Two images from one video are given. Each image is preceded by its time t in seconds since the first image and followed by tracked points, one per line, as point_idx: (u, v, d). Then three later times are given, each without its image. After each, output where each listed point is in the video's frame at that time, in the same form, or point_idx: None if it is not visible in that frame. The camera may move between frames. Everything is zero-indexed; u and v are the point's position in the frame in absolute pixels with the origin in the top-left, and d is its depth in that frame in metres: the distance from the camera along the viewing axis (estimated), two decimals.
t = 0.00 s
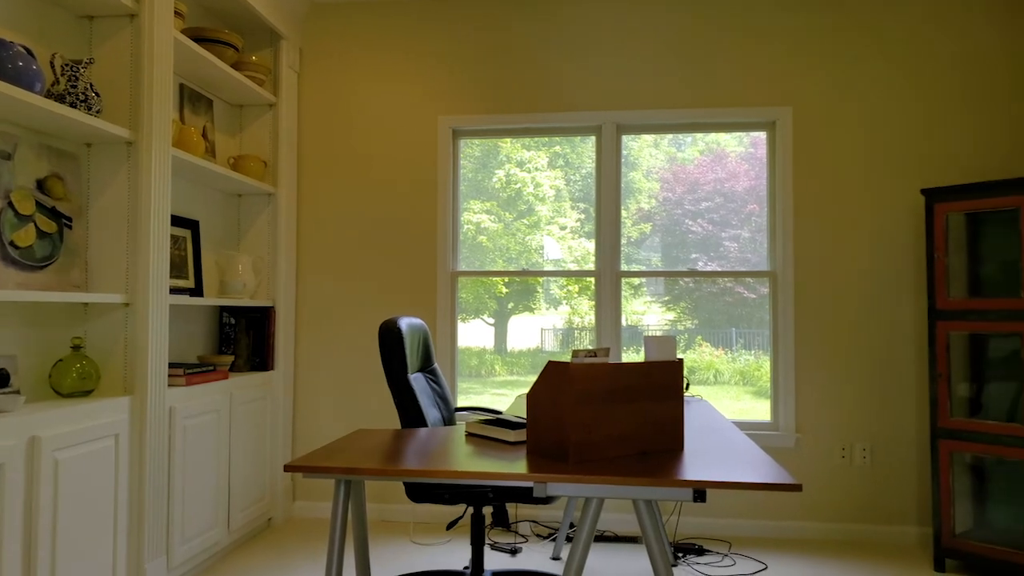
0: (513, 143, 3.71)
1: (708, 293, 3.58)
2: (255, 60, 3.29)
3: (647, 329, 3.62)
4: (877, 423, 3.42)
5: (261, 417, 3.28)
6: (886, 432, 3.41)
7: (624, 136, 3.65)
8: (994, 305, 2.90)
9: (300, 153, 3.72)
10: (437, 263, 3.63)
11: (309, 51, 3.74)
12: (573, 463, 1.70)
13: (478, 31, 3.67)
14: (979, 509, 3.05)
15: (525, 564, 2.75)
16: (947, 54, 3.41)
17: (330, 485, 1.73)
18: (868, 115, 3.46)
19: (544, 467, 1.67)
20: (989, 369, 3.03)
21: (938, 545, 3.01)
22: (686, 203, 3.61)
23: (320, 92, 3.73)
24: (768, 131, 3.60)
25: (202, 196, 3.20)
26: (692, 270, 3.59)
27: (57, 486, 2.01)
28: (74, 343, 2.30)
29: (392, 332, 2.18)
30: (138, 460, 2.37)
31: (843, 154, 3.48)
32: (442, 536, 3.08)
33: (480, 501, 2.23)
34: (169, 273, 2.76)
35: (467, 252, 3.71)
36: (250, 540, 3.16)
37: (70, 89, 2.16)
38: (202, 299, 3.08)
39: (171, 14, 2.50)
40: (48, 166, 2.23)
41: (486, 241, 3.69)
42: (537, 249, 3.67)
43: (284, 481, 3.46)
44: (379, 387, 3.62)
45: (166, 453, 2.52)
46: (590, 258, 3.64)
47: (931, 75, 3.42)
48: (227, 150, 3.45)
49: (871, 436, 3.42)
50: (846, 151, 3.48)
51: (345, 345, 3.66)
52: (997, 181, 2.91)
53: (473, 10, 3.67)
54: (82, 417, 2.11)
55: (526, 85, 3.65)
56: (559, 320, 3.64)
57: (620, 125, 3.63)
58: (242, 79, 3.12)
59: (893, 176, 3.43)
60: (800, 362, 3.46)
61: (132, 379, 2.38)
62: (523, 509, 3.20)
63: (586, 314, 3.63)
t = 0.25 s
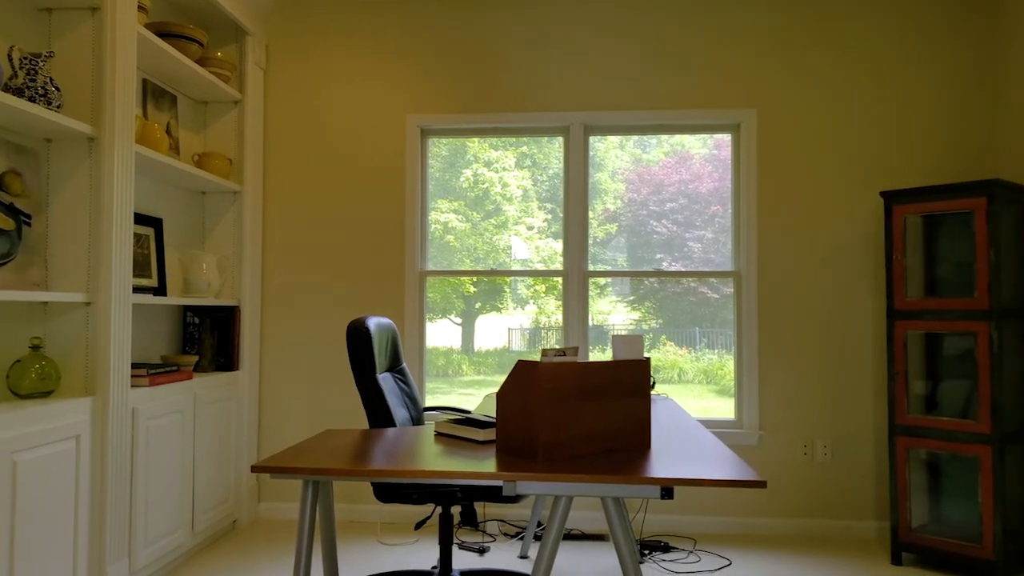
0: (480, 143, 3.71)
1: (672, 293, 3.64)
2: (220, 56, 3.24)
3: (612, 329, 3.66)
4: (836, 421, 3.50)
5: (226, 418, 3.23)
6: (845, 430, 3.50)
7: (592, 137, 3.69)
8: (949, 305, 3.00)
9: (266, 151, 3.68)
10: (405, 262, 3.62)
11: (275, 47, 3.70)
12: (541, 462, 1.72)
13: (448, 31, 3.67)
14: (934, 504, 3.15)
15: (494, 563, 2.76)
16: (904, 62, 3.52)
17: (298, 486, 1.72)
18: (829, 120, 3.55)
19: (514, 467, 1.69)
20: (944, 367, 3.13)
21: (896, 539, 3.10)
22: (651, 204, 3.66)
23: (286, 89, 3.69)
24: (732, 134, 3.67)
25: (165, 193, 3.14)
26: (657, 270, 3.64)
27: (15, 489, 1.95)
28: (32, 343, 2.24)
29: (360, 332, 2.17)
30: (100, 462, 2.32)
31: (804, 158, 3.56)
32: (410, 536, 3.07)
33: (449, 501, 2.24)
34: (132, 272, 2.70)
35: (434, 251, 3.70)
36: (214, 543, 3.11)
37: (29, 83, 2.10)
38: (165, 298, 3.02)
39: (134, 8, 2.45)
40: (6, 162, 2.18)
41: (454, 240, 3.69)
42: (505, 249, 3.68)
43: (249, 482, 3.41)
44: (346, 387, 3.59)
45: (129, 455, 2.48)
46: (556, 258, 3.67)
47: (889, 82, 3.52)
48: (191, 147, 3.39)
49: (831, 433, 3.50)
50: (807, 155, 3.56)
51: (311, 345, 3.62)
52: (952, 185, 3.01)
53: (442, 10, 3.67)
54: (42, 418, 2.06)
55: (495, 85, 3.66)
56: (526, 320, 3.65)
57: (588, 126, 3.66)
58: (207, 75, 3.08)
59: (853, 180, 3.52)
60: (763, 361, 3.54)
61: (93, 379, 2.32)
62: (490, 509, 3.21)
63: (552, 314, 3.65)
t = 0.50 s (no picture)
0: (448, 142, 3.72)
1: (637, 293, 3.69)
2: (185, 52, 3.19)
3: (579, 329, 3.69)
4: (797, 419, 3.59)
5: (191, 419, 3.18)
6: (806, 428, 3.58)
7: (560, 139, 3.72)
8: (906, 306, 3.10)
9: (232, 149, 3.63)
10: (374, 262, 3.61)
11: (242, 44, 3.65)
12: (512, 462, 1.74)
13: (417, 30, 3.66)
14: (892, 499, 3.25)
15: (462, 562, 2.77)
16: (862, 69, 3.62)
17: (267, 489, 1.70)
18: (791, 125, 3.63)
19: (484, 467, 1.71)
20: (901, 366, 3.23)
21: (855, 534, 3.20)
22: (617, 205, 3.70)
23: (253, 86, 3.64)
24: (696, 136, 3.73)
25: (128, 191, 3.08)
26: (623, 271, 3.69)
27: None
28: None
29: (328, 332, 2.16)
30: (61, 466, 2.27)
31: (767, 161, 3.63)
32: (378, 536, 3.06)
33: (417, 501, 2.24)
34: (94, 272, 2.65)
35: (402, 251, 3.69)
36: (179, 546, 3.06)
37: None
38: (128, 298, 2.96)
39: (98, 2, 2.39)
40: None
41: (421, 240, 3.69)
42: (472, 249, 3.69)
43: (215, 484, 3.36)
44: (314, 388, 3.56)
45: (91, 458, 2.42)
46: (523, 258, 3.69)
47: (848, 88, 3.62)
48: (155, 144, 3.33)
49: (793, 431, 3.59)
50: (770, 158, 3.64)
51: (278, 345, 3.59)
52: (909, 189, 3.11)
53: (411, 9, 3.66)
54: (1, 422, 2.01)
55: (464, 85, 3.66)
56: (494, 320, 3.67)
57: (557, 127, 3.69)
58: (172, 72, 3.02)
59: (814, 183, 3.61)
60: (727, 361, 3.60)
61: (54, 381, 2.27)
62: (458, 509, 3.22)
63: (520, 313, 3.67)
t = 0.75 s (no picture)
0: (414, 142, 3.71)
1: (603, 292, 3.73)
2: (148, 48, 3.14)
3: (545, 329, 3.72)
4: (759, 417, 3.67)
5: (154, 421, 3.12)
6: (768, 425, 3.66)
7: (529, 140, 3.74)
8: (865, 306, 3.19)
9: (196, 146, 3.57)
10: (342, 261, 3.58)
11: (206, 40, 3.59)
12: (481, 461, 1.76)
13: (386, 29, 3.65)
14: (850, 495, 3.35)
15: (430, 562, 2.77)
16: (823, 75, 3.71)
17: (235, 490, 1.69)
18: (754, 128, 3.71)
19: (454, 466, 1.73)
20: (860, 365, 3.33)
21: (816, 529, 3.28)
22: (583, 205, 3.74)
23: (217, 83, 3.59)
24: (661, 139, 3.78)
25: (89, 188, 3.02)
26: (588, 270, 3.73)
27: None
28: None
29: (295, 332, 2.15)
30: (19, 470, 2.22)
31: (731, 164, 3.70)
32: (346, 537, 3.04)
33: (386, 502, 2.23)
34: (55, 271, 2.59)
35: (369, 250, 3.68)
36: (142, 550, 3.00)
37: None
38: (89, 297, 2.90)
39: None
40: None
41: (388, 240, 3.68)
42: (440, 248, 3.69)
43: (178, 486, 3.30)
44: (280, 388, 3.53)
45: (52, 461, 2.37)
46: (490, 258, 3.71)
47: (810, 93, 3.71)
48: (117, 141, 3.26)
49: (757, 429, 3.66)
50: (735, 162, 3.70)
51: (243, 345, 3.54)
52: (868, 192, 3.20)
53: (379, 8, 3.65)
54: None
55: (433, 85, 3.66)
56: (461, 320, 3.67)
57: (525, 128, 3.71)
58: (136, 68, 2.97)
59: (776, 186, 3.69)
60: (692, 360, 3.67)
61: (12, 383, 2.22)
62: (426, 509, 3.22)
63: (486, 313, 3.68)
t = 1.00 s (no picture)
0: (381, 140, 3.70)
1: (569, 292, 3.77)
2: (111, 43, 3.08)
3: (512, 328, 3.74)
4: (723, 414, 3.74)
5: (117, 422, 3.07)
6: (730, 422, 3.74)
7: (497, 140, 3.76)
8: (825, 305, 3.28)
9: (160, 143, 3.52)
10: (308, 260, 3.56)
11: (171, 34, 3.54)
12: (451, 459, 1.78)
13: (355, 27, 3.64)
14: (811, 489, 3.44)
15: (397, 562, 2.77)
16: (785, 80, 3.80)
17: (203, 490, 1.68)
18: (718, 131, 3.78)
19: (423, 464, 1.74)
20: (820, 363, 3.42)
21: (778, 524, 3.36)
22: (549, 205, 3.77)
23: (182, 79, 3.54)
24: (626, 140, 3.83)
25: (50, 185, 2.96)
26: (555, 270, 3.76)
27: None
28: None
29: (263, 331, 2.13)
30: None
31: (696, 165, 3.77)
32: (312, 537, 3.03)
33: (354, 501, 2.23)
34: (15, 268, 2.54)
35: (335, 249, 3.66)
36: (103, 553, 2.95)
37: None
38: (50, 296, 2.84)
39: None
40: None
41: (354, 238, 3.66)
42: (407, 247, 3.68)
43: (141, 488, 3.25)
44: (246, 389, 3.49)
45: (10, 463, 2.31)
46: (456, 257, 3.72)
47: (772, 97, 3.80)
48: (78, 136, 3.20)
49: (720, 426, 3.74)
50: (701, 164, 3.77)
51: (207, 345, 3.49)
52: (829, 194, 3.29)
53: (347, 5, 3.64)
54: None
55: (402, 84, 3.66)
56: (427, 319, 3.68)
57: (493, 128, 3.73)
58: (98, 62, 2.92)
59: (739, 188, 3.77)
60: (657, 359, 3.73)
61: None
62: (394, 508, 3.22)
63: (452, 313, 3.69)
